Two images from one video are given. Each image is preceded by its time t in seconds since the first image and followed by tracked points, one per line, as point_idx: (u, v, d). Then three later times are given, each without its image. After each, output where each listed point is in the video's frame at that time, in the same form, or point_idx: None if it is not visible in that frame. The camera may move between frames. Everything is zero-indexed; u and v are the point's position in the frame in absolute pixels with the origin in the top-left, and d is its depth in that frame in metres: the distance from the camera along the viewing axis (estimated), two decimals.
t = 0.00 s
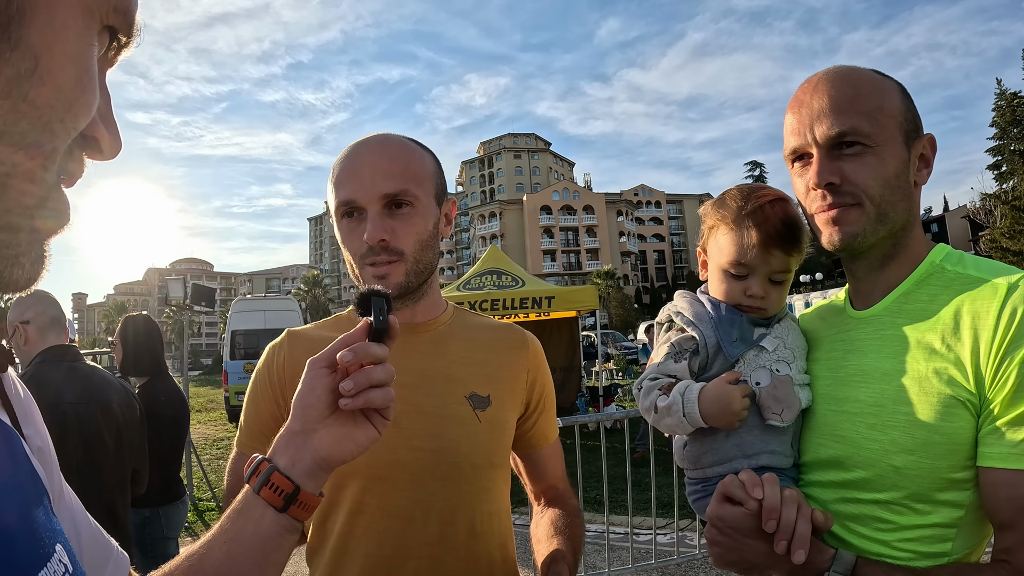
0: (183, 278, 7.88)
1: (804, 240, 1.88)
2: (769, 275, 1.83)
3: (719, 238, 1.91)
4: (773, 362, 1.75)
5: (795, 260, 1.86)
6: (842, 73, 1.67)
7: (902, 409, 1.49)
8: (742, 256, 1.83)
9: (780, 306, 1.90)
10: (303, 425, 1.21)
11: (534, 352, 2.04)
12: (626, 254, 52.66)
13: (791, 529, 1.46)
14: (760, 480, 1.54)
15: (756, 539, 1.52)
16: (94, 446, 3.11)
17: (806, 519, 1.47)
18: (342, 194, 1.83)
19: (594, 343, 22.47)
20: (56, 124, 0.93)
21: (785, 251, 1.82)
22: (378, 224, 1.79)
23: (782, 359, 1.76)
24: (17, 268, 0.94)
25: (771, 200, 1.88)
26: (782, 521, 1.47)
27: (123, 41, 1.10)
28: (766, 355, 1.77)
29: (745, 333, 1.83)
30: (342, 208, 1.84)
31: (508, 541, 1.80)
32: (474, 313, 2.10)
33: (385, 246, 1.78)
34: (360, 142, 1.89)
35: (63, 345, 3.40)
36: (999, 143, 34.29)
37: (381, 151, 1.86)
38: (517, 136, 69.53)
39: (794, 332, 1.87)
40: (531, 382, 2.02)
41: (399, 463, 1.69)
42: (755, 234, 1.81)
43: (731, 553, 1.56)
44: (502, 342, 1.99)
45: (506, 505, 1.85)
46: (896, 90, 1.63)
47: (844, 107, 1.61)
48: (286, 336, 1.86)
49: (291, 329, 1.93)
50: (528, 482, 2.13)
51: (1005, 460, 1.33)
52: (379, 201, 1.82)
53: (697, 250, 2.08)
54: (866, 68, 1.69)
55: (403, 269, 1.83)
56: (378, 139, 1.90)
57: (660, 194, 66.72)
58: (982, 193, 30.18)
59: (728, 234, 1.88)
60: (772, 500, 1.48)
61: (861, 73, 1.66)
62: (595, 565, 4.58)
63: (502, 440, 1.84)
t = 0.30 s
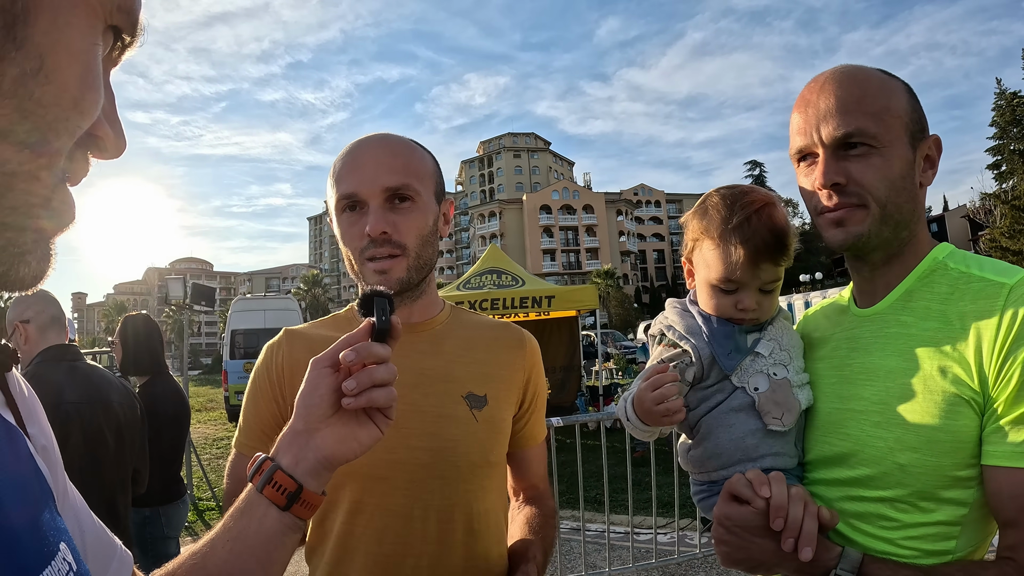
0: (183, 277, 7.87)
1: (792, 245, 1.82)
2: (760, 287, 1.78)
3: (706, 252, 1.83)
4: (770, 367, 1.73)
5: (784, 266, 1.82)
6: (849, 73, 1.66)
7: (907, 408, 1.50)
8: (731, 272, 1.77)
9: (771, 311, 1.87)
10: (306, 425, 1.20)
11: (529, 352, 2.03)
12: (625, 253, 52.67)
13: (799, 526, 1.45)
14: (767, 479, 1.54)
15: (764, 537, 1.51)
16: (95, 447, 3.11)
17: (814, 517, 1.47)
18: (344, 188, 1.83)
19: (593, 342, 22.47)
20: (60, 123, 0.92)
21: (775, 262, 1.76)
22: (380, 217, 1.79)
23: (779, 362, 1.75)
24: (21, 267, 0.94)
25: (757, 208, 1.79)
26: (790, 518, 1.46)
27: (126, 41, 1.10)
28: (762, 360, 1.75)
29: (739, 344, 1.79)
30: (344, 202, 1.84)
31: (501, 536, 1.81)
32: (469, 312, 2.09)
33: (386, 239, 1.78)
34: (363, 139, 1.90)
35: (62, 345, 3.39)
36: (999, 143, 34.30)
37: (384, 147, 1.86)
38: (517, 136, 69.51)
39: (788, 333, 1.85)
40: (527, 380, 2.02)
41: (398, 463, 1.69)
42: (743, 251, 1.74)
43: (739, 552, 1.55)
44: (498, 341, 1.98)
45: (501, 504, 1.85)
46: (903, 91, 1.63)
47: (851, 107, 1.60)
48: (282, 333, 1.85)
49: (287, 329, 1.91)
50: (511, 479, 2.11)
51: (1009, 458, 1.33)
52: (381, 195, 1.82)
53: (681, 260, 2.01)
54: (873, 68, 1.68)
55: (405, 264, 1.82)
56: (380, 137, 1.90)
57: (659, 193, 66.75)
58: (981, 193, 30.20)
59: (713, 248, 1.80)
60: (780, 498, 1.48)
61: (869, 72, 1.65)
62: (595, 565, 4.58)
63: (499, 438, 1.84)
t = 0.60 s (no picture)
0: (183, 277, 7.86)
1: (786, 252, 1.77)
2: (750, 298, 1.74)
3: (694, 262, 1.79)
4: (766, 373, 1.71)
5: (777, 274, 1.77)
6: (853, 69, 1.65)
7: (911, 404, 1.49)
8: (720, 284, 1.73)
9: (766, 319, 1.83)
10: (302, 423, 1.20)
11: (523, 349, 2.01)
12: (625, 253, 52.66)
13: (802, 524, 1.45)
14: (768, 477, 1.52)
15: (767, 537, 1.50)
16: (95, 446, 3.10)
17: (815, 515, 1.46)
18: (345, 183, 1.81)
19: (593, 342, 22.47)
20: (56, 120, 0.91)
21: (765, 273, 1.71)
22: (379, 214, 1.78)
23: (775, 367, 1.73)
24: (17, 264, 0.92)
25: (747, 216, 1.74)
26: (792, 517, 1.46)
27: (123, 37, 1.08)
28: (757, 367, 1.73)
29: (734, 352, 1.76)
30: (344, 198, 1.83)
31: (498, 534, 1.80)
32: (464, 310, 2.07)
33: (385, 235, 1.77)
34: (364, 137, 1.89)
35: (61, 345, 3.37)
36: (998, 142, 34.30)
37: (385, 146, 1.86)
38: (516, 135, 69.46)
39: (785, 335, 1.83)
40: (522, 377, 2.00)
41: (396, 462, 1.68)
42: (732, 262, 1.69)
43: (742, 551, 1.53)
44: (492, 340, 1.97)
45: (497, 502, 1.84)
46: (908, 88, 1.61)
47: (855, 105, 1.59)
48: (276, 330, 1.83)
49: (281, 326, 1.90)
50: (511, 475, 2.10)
51: (1014, 454, 1.33)
52: (381, 192, 1.81)
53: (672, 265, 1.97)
54: (878, 65, 1.66)
55: (401, 260, 1.81)
56: (382, 135, 1.90)
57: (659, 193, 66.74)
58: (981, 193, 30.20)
59: (702, 259, 1.76)
60: (782, 497, 1.47)
61: (873, 69, 1.64)
62: (595, 565, 4.57)
63: (494, 437, 1.83)
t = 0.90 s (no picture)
0: (181, 275, 7.84)
1: (792, 250, 1.76)
2: (755, 294, 1.74)
3: (701, 254, 1.78)
4: (767, 370, 1.70)
5: (783, 272, 1.77)
6: (858, 66, 1.64)
7: (910, 402, 1.49)
8: (725, 277, 1.72)
9: (768, 318, 1.82)
10: (296, 421, 1.19)
11: (518, 347, 2.01)
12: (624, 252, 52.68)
13: (801, 524, 1.44)
14: (768, 476, 1.52)
15: (766, 536, 1.49)
16: (93, 446, 3.08)
17: (815, 514, 1.46)
18: (353, 178, 1.79)
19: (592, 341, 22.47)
20: (50, 115, 0.90)
21: (772, 269, 1.71)
22: (388, 211, 1.78)
23: (776, 364, 1.72)
24: (12, 259, 0.91)
25: (757, 211, 1.74)
26: (792, 516, 1.45)
27: (119, 32, 1.07)
28: (758, 364, 1.72)
29: (735, 349, 1.75)
30: (350, 192, 1.80)
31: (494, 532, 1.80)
32: (459, 308, 2.06)
33: (393, 232, 1.76)
34: (371, 133, 1.88)
35: (59, 344, 3.34)
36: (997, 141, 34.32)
37: (395, 143, 1.85)
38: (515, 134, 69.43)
39: (785, 333, 1.82)
40: (517, 375, 1.99)
41: (391, 460, 1.67)
42: (739, 256, 1.69)
43: (741, 551, 1.52)
44: (486, 337, 1.96)
45: (493, 500, 1.83)
46: (911, 86, 1.61)
47: (858, 102, 1.58)
48: (271, 329, 1.82)
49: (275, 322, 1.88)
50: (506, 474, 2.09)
51: (1014, 452, 1.32)
52: (390, 188, 1.80)
53: (677, 258, 1.96)
54: (882, 62, 1.66)
55: (407, 258, 1.80)
56: (389, 132, 1.89)
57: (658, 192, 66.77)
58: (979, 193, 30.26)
59: (709, 251, 1.75)
60: (782, 496, 1.46)
61: (878, 67, 1.63)
62: (594, 563, 4.57)
63: (489, 435, 1.82)
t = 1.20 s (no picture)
0: (179, 274, 7.83)
1: (784, 248, 1.77)
2: (748, 292, 1.74)
3: (694, 253, 1.79)
4: (761, 368, 1.71)
5: (776, 271, 1.77)
6: (860, 66, 1.65)
7: (905, 399, 1.49)
8: (719, 276, 1.73)
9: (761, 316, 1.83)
10: (295, 418, 1.19)
11: (514, 346, 2.01)
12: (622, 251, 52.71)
13: (796, 521, 1.45)
14: (762, 474, 1.53)
15: (762, 533, 1.50)
16: (91, 444, 3.08)
17: (810, 511, 1.46)
18: (356, 175, 1.79)
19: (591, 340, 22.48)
20: (47, 110, 0.90)
21: (765, 267, 1.71)
22: (389, 209, 1.78)
23: (770, 363, 1.73)
24: (9, 255, 0.92)
25: (749, 209, 1.74)
26: (787, 513, 1.45)
27: (116, 27, 1.08)
28: (753, 362, 1.73)
29: (730, 348, 1.76)
30: (351, 190, 1.80)
31: (490, 531, 1.80)
32: (455, 307, 2.07)
33: (394, 230, 1.77)
34: (374, 132, 1.88)
35: (57, 342, 3.33)
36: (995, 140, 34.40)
37: (397, 143, 1.86)
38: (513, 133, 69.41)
39: (779, 331, 1.83)
40: (513, 373, 2.00)
41: (389, 459, 1.68)
42: (732, 254, 1.69)
43: (737, 549, 1.52)
44: (483, 336, 1.97)
45: (490, 498, 1.84)
46: (912, 87, 1.61)
47: (859, 100, 1.59)
48: (267, 328, 1.82)
49: (273, 322, 1.89)
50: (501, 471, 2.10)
51: (1008, 447, 1.33)
52: (392, 187, 1.81)
53: (670, 257, 1.96)
54: (885, 63, 1.66)
55: (407, 256, 1.80)
56: (391, 131, 1.89)
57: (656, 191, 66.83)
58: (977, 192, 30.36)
59: (702, 250, 1.75)
60: (776, 494, 1.47)
61: (880, 67, 1.63)
62: (592, 562, 4.58)
63: (486, 433, 1.82)
